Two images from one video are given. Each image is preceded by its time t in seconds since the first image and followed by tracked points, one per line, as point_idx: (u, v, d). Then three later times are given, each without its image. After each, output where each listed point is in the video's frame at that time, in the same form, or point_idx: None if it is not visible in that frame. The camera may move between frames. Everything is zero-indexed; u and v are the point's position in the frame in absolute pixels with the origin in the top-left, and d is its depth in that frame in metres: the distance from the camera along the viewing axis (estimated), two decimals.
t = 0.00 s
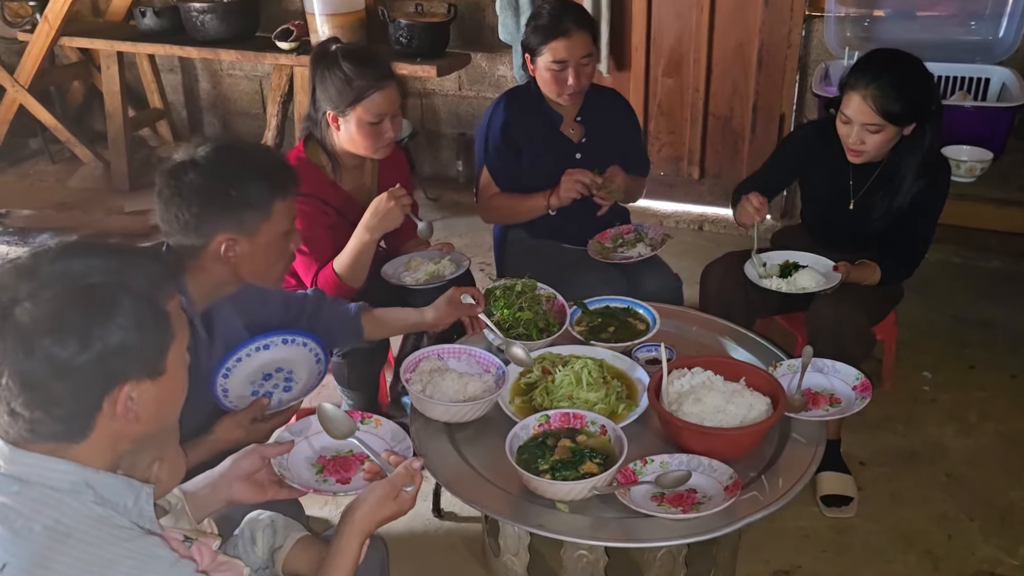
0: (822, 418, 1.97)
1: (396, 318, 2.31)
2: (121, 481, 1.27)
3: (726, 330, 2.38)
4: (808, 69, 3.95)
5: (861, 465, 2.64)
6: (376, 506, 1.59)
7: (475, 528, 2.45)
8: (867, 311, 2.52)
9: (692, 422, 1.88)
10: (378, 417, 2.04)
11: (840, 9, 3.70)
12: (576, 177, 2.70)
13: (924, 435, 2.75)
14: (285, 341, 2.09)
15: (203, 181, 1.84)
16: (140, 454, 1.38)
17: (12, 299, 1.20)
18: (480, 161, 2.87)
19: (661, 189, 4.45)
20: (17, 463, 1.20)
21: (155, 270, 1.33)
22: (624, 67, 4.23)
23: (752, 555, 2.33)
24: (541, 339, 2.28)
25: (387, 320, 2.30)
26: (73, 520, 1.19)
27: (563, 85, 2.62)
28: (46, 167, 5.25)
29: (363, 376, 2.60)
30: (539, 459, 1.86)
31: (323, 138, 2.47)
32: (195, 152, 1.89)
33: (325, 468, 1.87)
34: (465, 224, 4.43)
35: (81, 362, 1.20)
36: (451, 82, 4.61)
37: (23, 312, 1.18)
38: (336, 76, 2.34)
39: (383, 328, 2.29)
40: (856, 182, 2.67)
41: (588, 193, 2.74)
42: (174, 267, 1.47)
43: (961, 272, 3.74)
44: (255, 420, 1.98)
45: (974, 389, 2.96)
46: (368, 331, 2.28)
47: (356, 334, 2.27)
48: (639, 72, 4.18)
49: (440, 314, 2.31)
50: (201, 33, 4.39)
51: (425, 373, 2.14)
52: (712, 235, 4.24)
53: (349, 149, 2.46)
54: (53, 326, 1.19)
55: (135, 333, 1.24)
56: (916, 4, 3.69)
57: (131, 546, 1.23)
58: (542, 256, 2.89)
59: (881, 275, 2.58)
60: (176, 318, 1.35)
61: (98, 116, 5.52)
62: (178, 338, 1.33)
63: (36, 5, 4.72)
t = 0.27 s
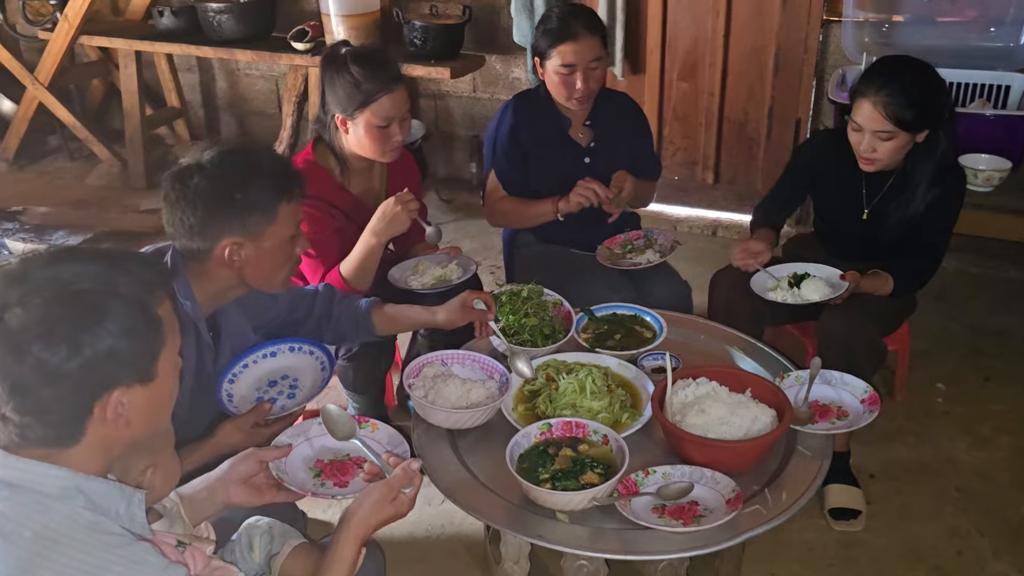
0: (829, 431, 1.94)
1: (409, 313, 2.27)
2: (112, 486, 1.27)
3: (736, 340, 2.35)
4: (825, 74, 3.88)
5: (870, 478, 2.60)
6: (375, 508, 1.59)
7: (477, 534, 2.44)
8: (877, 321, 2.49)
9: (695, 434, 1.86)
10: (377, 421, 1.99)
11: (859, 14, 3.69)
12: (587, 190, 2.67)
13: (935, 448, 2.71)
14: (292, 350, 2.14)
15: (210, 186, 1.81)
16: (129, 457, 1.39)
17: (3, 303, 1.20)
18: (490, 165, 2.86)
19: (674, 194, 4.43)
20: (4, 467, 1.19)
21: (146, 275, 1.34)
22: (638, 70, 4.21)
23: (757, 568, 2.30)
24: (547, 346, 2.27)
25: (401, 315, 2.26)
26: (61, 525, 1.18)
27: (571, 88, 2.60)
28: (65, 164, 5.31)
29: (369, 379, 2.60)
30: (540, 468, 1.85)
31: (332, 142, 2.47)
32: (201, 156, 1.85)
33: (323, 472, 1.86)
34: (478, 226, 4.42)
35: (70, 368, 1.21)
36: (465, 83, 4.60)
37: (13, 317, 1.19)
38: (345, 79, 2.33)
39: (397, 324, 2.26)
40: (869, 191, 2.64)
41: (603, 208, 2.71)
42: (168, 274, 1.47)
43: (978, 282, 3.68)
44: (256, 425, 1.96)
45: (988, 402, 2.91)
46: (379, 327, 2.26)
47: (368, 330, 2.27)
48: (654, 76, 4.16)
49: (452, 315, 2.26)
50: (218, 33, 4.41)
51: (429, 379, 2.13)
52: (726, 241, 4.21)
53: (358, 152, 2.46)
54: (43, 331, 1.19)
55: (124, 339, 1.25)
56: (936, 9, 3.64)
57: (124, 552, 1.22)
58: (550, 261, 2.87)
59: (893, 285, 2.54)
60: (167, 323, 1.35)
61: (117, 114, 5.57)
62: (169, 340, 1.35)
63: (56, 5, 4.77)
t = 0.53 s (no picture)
0: (836, 438, 1.92)
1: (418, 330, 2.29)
2: (126, 471, 1.29)
3: (744, 343, 2.33)
4: (843, 77, 3.85)
5: (881, 486, 2.57)
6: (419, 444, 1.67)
7: (482, 535, 2.44)
8: (889, 328, 2.46)
9: (700, 438, 1.84)
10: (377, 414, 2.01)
11: (879, 17, 3.68)
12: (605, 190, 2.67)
13: (949, 457, 2.67)
14: (297, 347, 2.12)
15: (208, 182, 1.83)
16: (143, 444, 1.40)
17: (15, 293, 1.21)
18: (501, 166, 2.86)
19: (690, 196, 4.40)
20: (23, 453, 1.23)
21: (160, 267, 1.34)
22: (655, 72, 4.19)
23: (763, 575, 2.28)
24: (554, 347, 2.26)
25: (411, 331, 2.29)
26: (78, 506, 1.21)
27: (583, 89, 2.60)
28: (86, 160, 5.37)
29: (377, 377, 2.61)
30: (543, 470, 1.84)
31: (344, 141, 2.48)
32: (202, 153, 1.88)
33: (327, 463, 1.87)
34: (492, 226, 4.42)
35: (82, 356, 1.22)
36: (481, 83, 4.61)
37: (27, 306, 1.20)
38: (356, 78, 2.34)
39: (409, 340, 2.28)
40: (883, 196, 2.62)
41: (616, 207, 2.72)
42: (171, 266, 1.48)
43: (996, 289, 3.62)
44: (258, 422, 1.98)
45: (1004, 411, 2.87)
46: (390, 340, 2.28)
47: (377, 344, 2.28)
48: (671, 78, 4.14)
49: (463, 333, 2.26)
50: (237, 31, 4.44)
51: (435, 379, 2.13)
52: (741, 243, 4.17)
53: (369, 150, 2.46)
54: (55, 320, 1.20)
55: (136, 328, 1.25)
56: (958, 12, 3.62)
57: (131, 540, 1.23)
58: (561, 262, 2.86)
59: (907, 293, 2.51)
60: (177, 313, 1.35)
61: (138, 110, 5.63)
62: (178, 331, 1.34)
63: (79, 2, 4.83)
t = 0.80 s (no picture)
0: (850, 441, 1.90)
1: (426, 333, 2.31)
2: (172, 442, 1.31)
3: (758, 345, 2.32)
4: (866, 78, 3.83)
5: (898, 491, 2.54)
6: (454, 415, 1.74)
7: (493, 533, 2.44)
8: (906, 331, 2.43)
9: (711, 439, 1.83)
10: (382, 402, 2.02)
11: (902, 17, 3.61)
12: (613, 186, 2.64)
13: (967, 464, 2.64)
14: (310, 342, 2.18)
15: (219, 174, 1.87)
16: (181, 424, 1.42)
17: (68, 272, 1.24)
18: (517, 164, 2.86)
19: (708, 197, 4.38)
20: (76, 425, 1.24)
21: (208, 253, 1.37)
22: (675, 72, 4.17)
23: None
24: (566, 346, 2.26)
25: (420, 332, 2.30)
26: (135, 475, 1.23)
27: (600, 88, 2.60)
28: (109, 154, 5.43)
29: (390, 373, 2.62)
30: (552, 468, 1.83)
31: (361, 137, 2.50)
32: (214, 146, 1.93)
33: (338, 449, 1.88)
34: (509, 225, 4.42)
35: (133, 333, 1.23)
36: (501, 82, 4.61)
37: (80, 283, 1.22)
38: (373, 74, 2.35)
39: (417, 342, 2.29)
40: (902, 198, 2.58)
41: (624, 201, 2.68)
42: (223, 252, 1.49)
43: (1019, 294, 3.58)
44: (270, 414, 1.98)
45: None
46: (399, 343, 2.29)
47: (385, 345, 2.29)
48: (691, 77, 4.12)
49: (470, 334, 2.28)
50: (259, 28, 4.48)
51: (446, 374, 2.13)
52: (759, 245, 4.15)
53: (384, 146, 2.47)
54: (108, 297, 1.22)
55: (181, 309, 1.27)
56: (984, 13, 3.54)
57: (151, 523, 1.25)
58: (576, 260, 2.86)
59: (925, 297, 2.48)
60: (219, 298, 1.37)
61: (161, 106, 5.69)
62: (218, 315, 1.35)
63: None
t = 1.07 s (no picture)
0: (855, 447, 1.88)
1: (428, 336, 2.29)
2: (192, 434, 1.33)
3: (764, 349, 2.31)
4: (875, 82, 3.81)
5: (903, 498, 2.53)
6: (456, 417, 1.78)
7: (495, 535, 2.43)
8: (913, 337, 2.42)
9: (715, 443, 1.81)
10: (384, 399, 2.01)
11: (912, 22, 3.57)
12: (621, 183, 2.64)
13: (973, 471, 2.62)
14: (314, 340, 2.19)
15: (218, 168, 1.88)
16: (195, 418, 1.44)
17: (100, 262, 1.25)
18: (523, 166, 2.85)
19: (715, 200, 4.37)
20: (100, 414, 1.26)
21: (233, 246, 1.37)
22: (683, 74, 4.16)
23: None
24: (571, 348, 2.25)
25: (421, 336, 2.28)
26: (160, 463, 1.25)
27: (600, 89, 2.60)
28: (117, 152, 5.44)
29: (394, 373, 2.62)
30: (555, 470, 1.82)
31: (366, 136, 2.49)
32: (216, 141, 1.94)
33: (341, 446, 1.87)
34: (515, 226, 4.41)
35: (165, 324, 1.25)
36: (508, 83, 4.61)
37: (112, 274, 1.24)
38: (378, 72, 2.35)
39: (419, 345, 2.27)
40: (909, 203, 2.57)
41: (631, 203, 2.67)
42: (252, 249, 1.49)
43: None
44: (273, 411, 1.97)
45: None
46: (400, 346, 2.27)
47: (387, 347, 2.27)
48: (698, 80, 4.11)
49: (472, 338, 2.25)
50: (267, 27, 4.49)
51: (449, 376, 2.12)
52: (766, 249, 4.13)
53: (389, 145, 2.47)
54: (140, 290, 1.24)
55: (212, 301, 1.29)
56: (994, 18, 3.52)
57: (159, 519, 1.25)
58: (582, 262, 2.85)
59: (932, 302, 2.47)
60: (245, 294, 1.38)
61: (168, 104, 5.70)
62: (243, 309, 1.37)
63: None
